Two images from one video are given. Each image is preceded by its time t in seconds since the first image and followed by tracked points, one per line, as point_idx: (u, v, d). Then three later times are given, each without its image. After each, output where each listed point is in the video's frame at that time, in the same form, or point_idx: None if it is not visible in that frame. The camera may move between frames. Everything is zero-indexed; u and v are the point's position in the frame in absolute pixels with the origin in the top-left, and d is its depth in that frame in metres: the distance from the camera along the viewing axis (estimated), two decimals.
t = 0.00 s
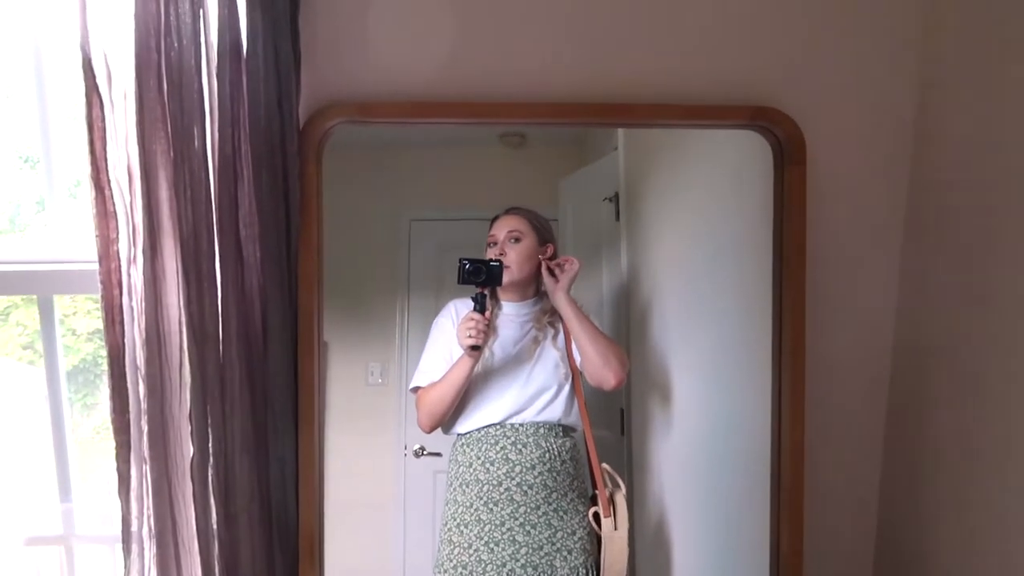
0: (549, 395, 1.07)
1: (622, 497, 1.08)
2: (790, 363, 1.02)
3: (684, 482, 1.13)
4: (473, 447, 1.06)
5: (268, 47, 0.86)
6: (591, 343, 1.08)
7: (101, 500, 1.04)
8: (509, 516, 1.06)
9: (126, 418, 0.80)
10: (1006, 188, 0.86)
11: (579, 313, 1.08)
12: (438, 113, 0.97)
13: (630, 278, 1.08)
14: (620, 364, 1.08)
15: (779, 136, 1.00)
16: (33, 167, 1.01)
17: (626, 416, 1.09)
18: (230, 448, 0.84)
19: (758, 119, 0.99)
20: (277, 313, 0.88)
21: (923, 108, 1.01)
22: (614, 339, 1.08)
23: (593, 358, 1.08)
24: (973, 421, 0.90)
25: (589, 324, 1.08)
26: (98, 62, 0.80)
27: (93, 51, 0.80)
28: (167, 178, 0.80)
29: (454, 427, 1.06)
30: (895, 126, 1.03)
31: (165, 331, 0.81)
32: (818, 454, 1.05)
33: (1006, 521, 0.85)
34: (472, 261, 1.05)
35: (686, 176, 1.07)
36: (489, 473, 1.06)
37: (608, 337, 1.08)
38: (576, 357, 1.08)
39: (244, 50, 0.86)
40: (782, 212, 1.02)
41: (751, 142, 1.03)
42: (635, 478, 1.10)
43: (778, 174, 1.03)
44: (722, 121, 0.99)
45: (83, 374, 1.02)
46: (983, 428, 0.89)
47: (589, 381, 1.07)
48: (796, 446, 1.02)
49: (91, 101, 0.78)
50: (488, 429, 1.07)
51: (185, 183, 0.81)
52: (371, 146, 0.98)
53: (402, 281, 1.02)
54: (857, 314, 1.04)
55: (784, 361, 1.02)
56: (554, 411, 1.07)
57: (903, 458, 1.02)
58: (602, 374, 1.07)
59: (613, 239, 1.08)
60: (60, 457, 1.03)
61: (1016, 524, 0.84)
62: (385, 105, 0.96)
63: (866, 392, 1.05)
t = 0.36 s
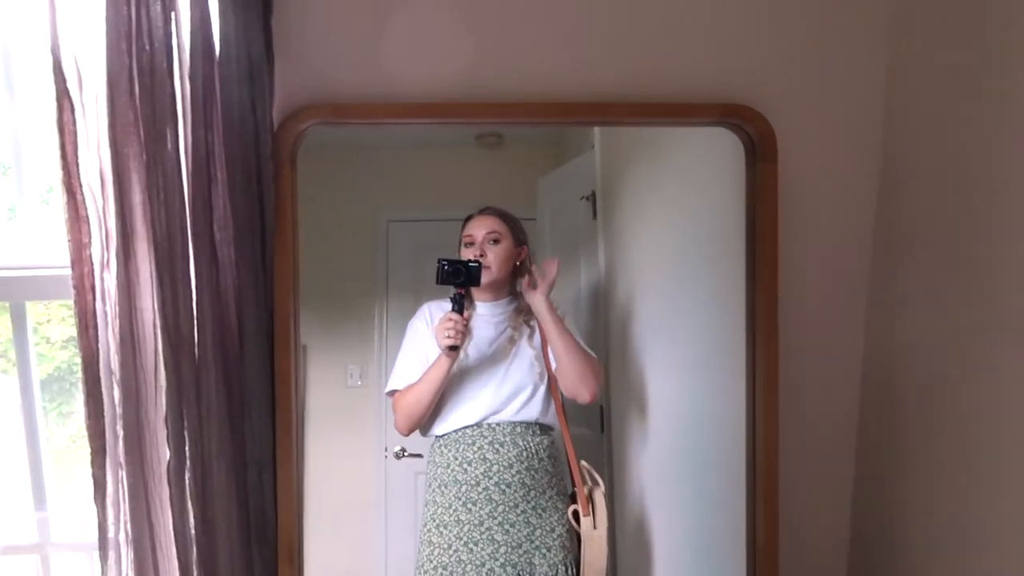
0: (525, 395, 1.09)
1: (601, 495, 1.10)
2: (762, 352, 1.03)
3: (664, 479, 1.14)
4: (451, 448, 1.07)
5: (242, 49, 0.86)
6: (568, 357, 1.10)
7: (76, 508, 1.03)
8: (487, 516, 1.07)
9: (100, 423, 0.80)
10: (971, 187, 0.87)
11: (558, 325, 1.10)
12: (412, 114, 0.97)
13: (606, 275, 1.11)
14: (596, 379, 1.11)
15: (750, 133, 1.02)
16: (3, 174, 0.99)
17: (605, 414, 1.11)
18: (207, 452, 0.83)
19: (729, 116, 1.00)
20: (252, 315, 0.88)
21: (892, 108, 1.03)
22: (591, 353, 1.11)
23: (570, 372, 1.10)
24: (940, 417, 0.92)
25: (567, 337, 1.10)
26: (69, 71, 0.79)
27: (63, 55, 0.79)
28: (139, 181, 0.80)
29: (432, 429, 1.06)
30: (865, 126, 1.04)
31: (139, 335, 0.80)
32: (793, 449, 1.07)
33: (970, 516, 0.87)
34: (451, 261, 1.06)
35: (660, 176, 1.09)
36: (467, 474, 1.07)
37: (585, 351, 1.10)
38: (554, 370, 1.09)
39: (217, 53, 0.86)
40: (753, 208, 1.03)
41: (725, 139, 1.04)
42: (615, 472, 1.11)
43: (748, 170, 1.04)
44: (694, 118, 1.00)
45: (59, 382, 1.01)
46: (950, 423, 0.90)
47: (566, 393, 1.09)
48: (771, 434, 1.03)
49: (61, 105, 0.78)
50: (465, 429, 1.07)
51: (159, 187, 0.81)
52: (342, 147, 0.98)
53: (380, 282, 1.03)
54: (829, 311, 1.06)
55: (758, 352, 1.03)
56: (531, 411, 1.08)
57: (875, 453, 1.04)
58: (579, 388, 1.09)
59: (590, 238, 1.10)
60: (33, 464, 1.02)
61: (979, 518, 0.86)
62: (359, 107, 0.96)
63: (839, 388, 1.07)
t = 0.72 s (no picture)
0: (498, 368, 1.09)
1: (576, 464, 1.12)
2: (735, 316, 1.04)
3: (641, 450, 1.14)
4: (426, 423, 1.07)
5: (199, 17, 0.85)
6: (540, 347, 1.10)
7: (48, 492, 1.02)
8: (464, 488, 1.07)
9: (67, 400, 0.78)
10: (927, 152, 0.88)
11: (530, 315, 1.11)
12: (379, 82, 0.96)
13: (579, 244, 1.11)
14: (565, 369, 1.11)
15: (719, 95, 1.02)
16: None
17: (580, 386, 1.12)
18: (178, 423, 0.83)
19: (697, 79, 1.00)
20: (221, 290, 0.88)
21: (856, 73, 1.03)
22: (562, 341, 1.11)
23: (541, 361, 1.10)
24: (902, 379, 0.93)
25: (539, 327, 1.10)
26: (18, 38, 0.76)
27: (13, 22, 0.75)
28: (100, 155, 0.78)
29: (407, 405, 1.06)
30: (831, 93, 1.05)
31: (104, 310, 0.79)
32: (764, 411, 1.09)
33: (928, 476, 0.89)
34: (421, 239, 1.06)
35: (632, 144, 1.09)
36: (442, 447, 1.07)
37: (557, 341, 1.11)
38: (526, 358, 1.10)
39: (174, 22, 0.84)
40: (723, 174, 1.04)
41: (693, 103, 1.04)
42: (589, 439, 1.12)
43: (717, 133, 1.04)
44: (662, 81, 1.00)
45: (25, 370, 0.98)
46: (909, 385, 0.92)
47: (537, 381, 1.10)
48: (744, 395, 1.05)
49: (13, 77, 0.75)
50: (440, 403, 1.07)
51: (118, 162, 0.79)
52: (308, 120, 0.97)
53: (351, 259, 1.02)
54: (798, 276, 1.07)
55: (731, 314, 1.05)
56: (505, 382, 1.09)
57: (842, 416, 1.06)
58: (549, 378, 1.10)
59: (561, 210, 1.10)
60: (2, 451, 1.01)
61: (936, 478, 0.88)
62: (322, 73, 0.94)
63: (808, 352, 1.08)
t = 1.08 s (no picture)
0: (464, 334, 1.10)
1: (544, 428, 1.14)
2: (700, 280, 1.05)
3: (608, 411, 1.18)
4: (393, 388, 1.08)
5: None
6: (504, 318, 1.12)
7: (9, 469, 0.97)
8: (433, 452, 1.08)
9: (27, 365, 0.75)
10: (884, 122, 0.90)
11: (490, 288, 1.12)
12: (345, 45, 0.95)
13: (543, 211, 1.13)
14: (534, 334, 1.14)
15: (687, 59, 1.02)
16: None
17: (547, 348, 1.15)
18: (142, 386, 0.82)
19: (665, 41, 1.00)
20: (183, 249, 0.87)
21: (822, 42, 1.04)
22: (529, 307, 1.13)
23: (508, 332, 1.12)
24: (852, 345, 0.96)
25: (502, 299, 1.12)
26: None
27: None
28: (54, 109, 0.75)
29: (373, 370, 1.07)
30: (796, 57, 1.05)
31: (63, 271, 0.76)
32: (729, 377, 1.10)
33: (873, 438, 0.93)
34: (384, 205, 1.06)
35: (602, 111, 1.10)
36: (410, 412, 1.08)
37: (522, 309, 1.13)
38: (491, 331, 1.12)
39: None
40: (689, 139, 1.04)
41: (663, 67, 1.04)
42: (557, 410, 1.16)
43: (685, 96, 1.03)
44: (629, 42, 1.00)
45: None
46: (858, 350, 0.95)
47: (506, 351, 1.12)
48: (708, 355, 1.06)
49: None
50: (407, 368, 1.08)
51: (74, 117, 0.77)
52: (270, 79, 0.95)
53: (314, 225, 1.03)
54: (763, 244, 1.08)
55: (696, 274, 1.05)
56: (472, 348, 1.10)
57: (802, 382, 1.08)
58: (518, 347, 1.12)
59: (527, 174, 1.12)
60: None
61: (880, 439, 0.91)
62: (285, 30, 0.92)
63: (771, 318, 1.10)
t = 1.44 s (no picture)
0: (456, 328, 1.11)
1: (534, 421, 1.14)
2: (694, 271, 1.05)
3: (597, 404, 1.20)
4: (385, 379, 1.08)
5: None
6: (495, 310, 1.13)
7: None
8: (424, 445, 1.09)
9: (17, 353, 0.75)
10: (874, 120, 0.91)
11: (482, 279, 1.12)
12: (336, 34, 0.93)
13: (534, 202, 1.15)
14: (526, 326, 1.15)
15: (684, 50, 1.01)
16: None
17: (537, 341, 1.16)
18: (135, 377, 0.81)
19: (662, 33, 1.00)
20: (179, 236, 0.85)
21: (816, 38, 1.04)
22: (522, 298, 1.14)
23: (500, 324, 1.13)
24: (841, 340, 0.98)
25: (493, 291, 1.12)
26: None
27: None
28: (46, 93, 0.74)
29: (364, 362, 1.08)
30: (791, 52, 1.05)
31: (55, 258, 0.76)
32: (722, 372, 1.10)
33: (858, 433, 0.94)
34: (374, 197, 1.07)
35: (592, 109, 1.14)
36: (402, 404, 1.08)
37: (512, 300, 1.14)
38: (483, 322, 1.12)
39: None
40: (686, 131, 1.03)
41: (655, 59, 1.04)
42: (547, 401, 1.16)
43: (682, 87, 1.03)
44: (627, 32, 0.99)
45: None
46: (847, 346, 0.96)
47: (498, 344, 1.12)
48: (702, 347, 1.05)
49: None
50: (400, 360, 1.08)
51: (67, 101, 0.76)
52: (263, 66, 0.94)
53: (304, 219, 1.03)
54: (755, 240, 1.08)
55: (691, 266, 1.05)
56: (464, 341, 1.11)
57: (795, 378, 1.08)
58: (510, 340, 1.13)
59: (518, 165, 1.13)
60: None
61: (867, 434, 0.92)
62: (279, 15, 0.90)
63: (764, 314, 1.10)
